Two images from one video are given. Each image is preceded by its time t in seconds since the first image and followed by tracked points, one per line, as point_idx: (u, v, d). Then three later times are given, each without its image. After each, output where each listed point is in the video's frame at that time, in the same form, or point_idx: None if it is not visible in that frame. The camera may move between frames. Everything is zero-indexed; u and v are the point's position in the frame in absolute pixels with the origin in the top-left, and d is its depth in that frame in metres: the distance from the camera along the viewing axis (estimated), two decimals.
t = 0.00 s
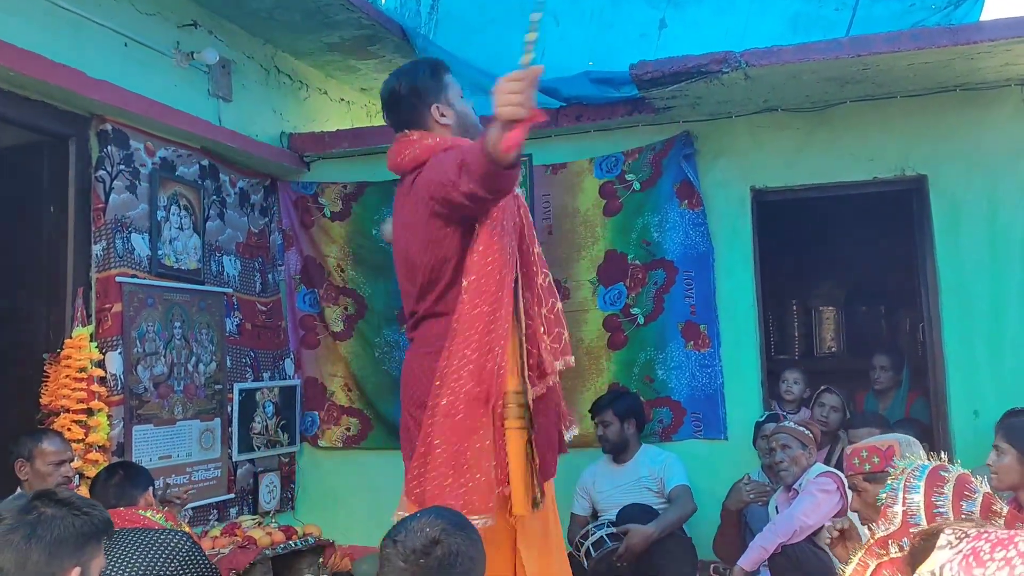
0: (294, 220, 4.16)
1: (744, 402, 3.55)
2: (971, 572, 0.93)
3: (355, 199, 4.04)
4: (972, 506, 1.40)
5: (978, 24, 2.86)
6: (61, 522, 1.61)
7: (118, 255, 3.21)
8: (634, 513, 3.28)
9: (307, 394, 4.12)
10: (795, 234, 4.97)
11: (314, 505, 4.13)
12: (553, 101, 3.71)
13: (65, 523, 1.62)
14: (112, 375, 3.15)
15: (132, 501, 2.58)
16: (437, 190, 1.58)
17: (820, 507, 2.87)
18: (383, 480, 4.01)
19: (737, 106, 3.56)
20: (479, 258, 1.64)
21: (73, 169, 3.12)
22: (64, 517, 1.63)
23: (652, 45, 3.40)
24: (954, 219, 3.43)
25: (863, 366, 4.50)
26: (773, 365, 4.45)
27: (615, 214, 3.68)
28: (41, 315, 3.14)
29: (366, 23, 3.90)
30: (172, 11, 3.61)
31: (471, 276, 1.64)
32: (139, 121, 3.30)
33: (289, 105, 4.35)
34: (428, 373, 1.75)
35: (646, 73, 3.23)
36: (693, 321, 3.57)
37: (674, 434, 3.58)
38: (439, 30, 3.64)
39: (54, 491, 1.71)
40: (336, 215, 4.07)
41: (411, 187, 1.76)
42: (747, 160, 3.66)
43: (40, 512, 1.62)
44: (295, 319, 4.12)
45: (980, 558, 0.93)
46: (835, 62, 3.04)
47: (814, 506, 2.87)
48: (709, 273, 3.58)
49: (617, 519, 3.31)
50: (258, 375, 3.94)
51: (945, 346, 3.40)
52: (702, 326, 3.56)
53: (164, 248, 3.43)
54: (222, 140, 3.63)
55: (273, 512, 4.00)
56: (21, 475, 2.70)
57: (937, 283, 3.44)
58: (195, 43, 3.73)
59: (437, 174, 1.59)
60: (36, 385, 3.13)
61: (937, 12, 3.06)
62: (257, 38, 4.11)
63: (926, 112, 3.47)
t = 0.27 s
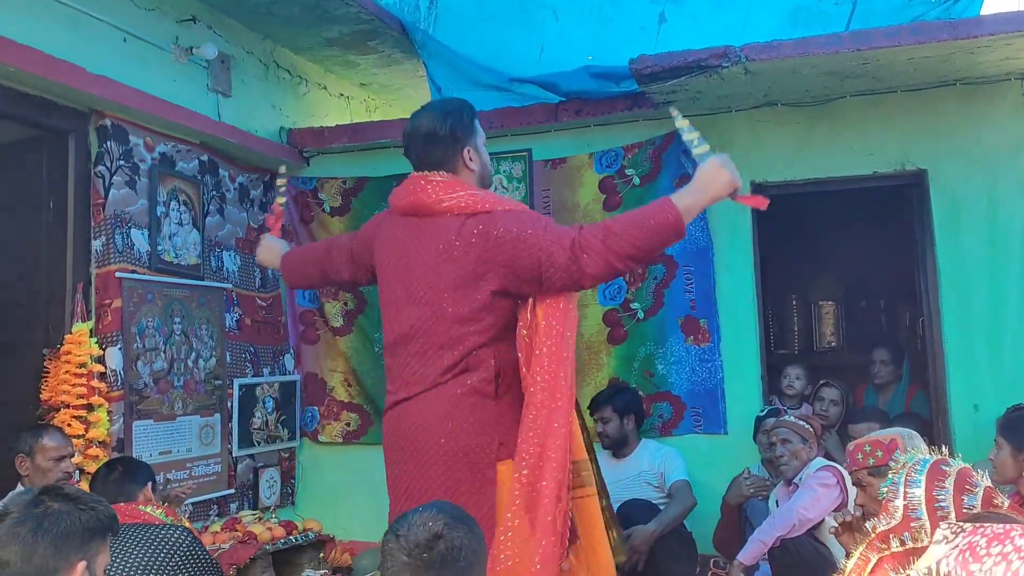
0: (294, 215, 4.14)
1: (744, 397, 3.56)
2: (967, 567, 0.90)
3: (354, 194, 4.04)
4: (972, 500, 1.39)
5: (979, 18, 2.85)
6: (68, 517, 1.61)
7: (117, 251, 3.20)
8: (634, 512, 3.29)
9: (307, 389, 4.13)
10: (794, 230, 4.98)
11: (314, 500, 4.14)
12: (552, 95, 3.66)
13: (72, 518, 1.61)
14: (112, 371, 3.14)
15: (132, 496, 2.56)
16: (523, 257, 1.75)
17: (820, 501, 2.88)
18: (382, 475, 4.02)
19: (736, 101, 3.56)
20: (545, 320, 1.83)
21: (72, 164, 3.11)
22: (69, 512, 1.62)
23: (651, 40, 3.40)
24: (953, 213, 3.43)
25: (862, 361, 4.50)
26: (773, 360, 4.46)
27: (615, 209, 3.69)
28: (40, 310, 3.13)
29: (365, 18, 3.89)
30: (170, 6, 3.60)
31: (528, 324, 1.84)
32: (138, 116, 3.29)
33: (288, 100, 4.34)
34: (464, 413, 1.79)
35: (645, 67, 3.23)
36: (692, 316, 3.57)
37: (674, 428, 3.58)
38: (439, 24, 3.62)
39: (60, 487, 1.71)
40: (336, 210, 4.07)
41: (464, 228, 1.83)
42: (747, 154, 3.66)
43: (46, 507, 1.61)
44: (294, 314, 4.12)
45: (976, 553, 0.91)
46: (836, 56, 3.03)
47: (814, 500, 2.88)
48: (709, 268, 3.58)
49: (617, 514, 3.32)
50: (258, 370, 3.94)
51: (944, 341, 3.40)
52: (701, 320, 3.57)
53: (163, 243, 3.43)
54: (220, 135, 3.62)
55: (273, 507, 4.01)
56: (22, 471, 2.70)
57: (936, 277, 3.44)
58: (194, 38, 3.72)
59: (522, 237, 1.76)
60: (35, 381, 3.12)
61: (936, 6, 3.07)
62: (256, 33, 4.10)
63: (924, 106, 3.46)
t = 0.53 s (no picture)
0: (292, 214, 4.14)
1: (741, 395, 3.56)
2: (953, 568, 0.92)
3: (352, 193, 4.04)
4: (970, 498, 1.39)
5: (974, 15, 2.84)
6: (57, 518, 1.61)
7: (114, 250, 3.20)
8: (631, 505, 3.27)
9: (305, 388, 4.13)
10: (791, 228, 4.98)
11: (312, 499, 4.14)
12: (548, 92, 3.63)
13: (62, 519, 1.61)
14: (109, 371, 3.12)
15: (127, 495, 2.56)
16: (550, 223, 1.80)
17: (815, 498, 2.89)
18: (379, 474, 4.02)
19: (733, 99, 3.56)
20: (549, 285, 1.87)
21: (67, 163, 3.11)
22: (58, 513, 1.61)
23: (648, 37, 3.42)
24: (949, 210, 3.43)
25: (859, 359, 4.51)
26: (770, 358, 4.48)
27: (613, 208, 3.68)
28: (36, 310, 3.13)
29: (361, 17, 3.89)
30: (165, 5, 3.59)
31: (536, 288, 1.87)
32: (133, 114, 3.28)
33: (284, 99, 4.34)
34: (480, 373, 1.77)
35: (642, 65, 3.21)
36: (689, 314, 3.58)
37: (671, 426, 3.58)
38: (435, 22, 3.64)
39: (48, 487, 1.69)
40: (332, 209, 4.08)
41: (487, 177, 1.80)
42: (744, 152, 3.66)
43: (34, 508, 1.60)
44: (292, 313, 4.12)
45: (961, 554, 0.92)
46: (831, 53, 3.03)
47: (809, 497, 2.89)
48: (705, 265, 3.59)
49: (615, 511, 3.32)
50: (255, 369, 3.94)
51: (941, 337, 3.41)
52: (698, 318, 3.57)
53: (159, 242, 3.42)
54: (216, 134, 3.61)
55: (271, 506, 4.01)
56: (18, 471, 2.69)
57: (932, 274, 3.44)
58: (190, 37, 3.71)
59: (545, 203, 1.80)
60: (32, 380, 3.12)
61: (932, 3, 3.05)
62: (252, 32, 4.10)
63: (920, 103, 3.47)
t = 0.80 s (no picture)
0: (291, 214, 4.13)
1: (742, 396, 3.55)
2: (942, 572, 0.91)
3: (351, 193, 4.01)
4: (972, 499, 1.37)
5: (973, 15, 2.84)
6: (38, 525, 1.58)
7: (112, 251, 3.18)
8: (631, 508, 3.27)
9: (305, 389, 4.14)
10: (791, 228, 4.99)
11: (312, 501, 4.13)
12: (548, 93, 3.64)
13: (42, 525, 1.58)
14: (106, 372, 3.13)
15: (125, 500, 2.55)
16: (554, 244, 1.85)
17: (817, 498, 2.88)
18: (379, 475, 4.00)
19: (733, 99, 3.56)
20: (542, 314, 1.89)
21: (65, 165, 3.09)
22: (40, 519, 1.59)
23: (647, 37, 3.42)
24: (949, 210, 3.43)
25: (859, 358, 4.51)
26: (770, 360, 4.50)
27: (613, 209, 3.68)
28: (34, 312, 3.11)
29: (360, 17, 3.88)
30: (163, 5, 3.57)
31: (530, 317, 1.86)
32: (131, 116, 3.26)
33: (283, 100, 4.32)
34: (492, 388, 1.76)
35: (641, 66, 3.21)
36: (689, 314, 3.57)
37: (671, 427, 3.58)
38: (434, 21, 3.61)
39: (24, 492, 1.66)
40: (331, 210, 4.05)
41: (498, 197, 1.80)
42: (744, 152, 3.66)
43: (14, 517, 1.58)
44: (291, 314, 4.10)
45: (950, 557, 0.91)
46: (832, 53, 3.02)
47: (810, 498, 2.88)
48: (706, 265, 3.58)
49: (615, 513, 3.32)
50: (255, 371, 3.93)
51: (941, 337, 3.41)
52: (699, 319, 3.56)
53: (158, 244, 3.41)
54: (215, 135, 3.60)
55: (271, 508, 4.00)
56: (16, 474, 2.68)
57: (932, 275, 3.44)
58: (188, 37, 3.70)
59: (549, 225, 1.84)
60: (30, 383, 3.10)
61: (932, 3, 3.05)
62: (251, 32, 4.08)
63: (920, 103, 3.47)
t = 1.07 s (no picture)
0: (291, 218, 4.14)
1: (741, 398, 3.55)
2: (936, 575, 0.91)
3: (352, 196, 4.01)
4: (973, 502, 1.38)
5: (971, 18, 2.85)
6: (33, 530, 1.59)
7: (113, 255, 3.20)
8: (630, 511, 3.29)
9: (306, 392, 4.11)
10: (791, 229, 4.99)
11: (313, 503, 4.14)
12: (547, 97, 3.63)
13: (38, 530, 1.59)
14: (108, 375, 3.14)
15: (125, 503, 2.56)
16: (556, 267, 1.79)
17: (818, 500, 2.88)
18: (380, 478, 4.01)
19: (732, 101, 3.57)
20: (554, 341, 1.85)
21: (66, 169, 3.10)
22: (35, 524, 1.59)
23: (646, 39, 3.40)
24: (949, 212, 3.43)
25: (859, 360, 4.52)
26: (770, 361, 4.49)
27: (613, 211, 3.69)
28: (35, 315, 3.11)
29: (360, 21, 3.89)
30: (164, 9, 3.59)
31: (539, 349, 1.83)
32: (132, 119, 3.27)
33: (284, 103, 4.33)
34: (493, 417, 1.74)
35: (641, 68, 3.22)
36: (689, 316, 3.58)
37: (672, 429, 3.58)
38: (434, 25, 3.65)
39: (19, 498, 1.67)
40: (332, 212, 4.06)
41: (493, 224, 1.78)
42: (744, 154, 3.66)
43: (8, 523, 1.58)
44: (292, 316, 4.11)
45: (944, 561, 0.92)
46: (830, 56, 3.03)
47: (811, 500, 2.88)
48: (706, 267, 3.58)
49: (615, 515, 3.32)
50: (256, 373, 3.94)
51: (941, 339, 3.41)
52: (699, 320, 3.57)
53: (159, 247, 3.42)
54: (215, 138, 3.61)
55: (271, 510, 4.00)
56: (18, 476, 2.69)
57: (932, 277, 3.45)
58: (189, 41, 3.71)
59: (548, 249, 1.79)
60: (31, 386, 3.11)
61: (930, 5, 3.06)
62: (252, 35, 4.10)
63: (919, 105, 3.47)
